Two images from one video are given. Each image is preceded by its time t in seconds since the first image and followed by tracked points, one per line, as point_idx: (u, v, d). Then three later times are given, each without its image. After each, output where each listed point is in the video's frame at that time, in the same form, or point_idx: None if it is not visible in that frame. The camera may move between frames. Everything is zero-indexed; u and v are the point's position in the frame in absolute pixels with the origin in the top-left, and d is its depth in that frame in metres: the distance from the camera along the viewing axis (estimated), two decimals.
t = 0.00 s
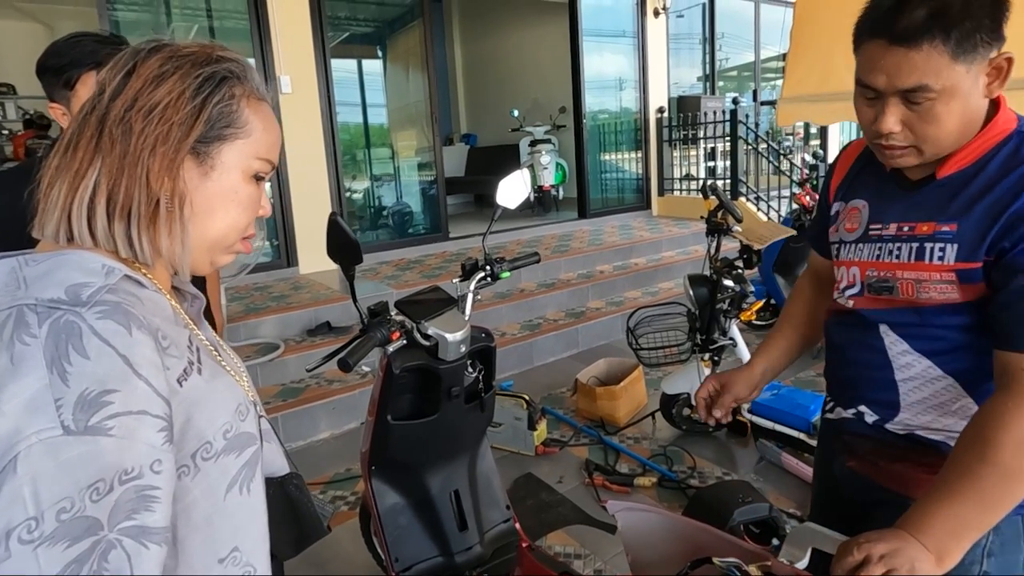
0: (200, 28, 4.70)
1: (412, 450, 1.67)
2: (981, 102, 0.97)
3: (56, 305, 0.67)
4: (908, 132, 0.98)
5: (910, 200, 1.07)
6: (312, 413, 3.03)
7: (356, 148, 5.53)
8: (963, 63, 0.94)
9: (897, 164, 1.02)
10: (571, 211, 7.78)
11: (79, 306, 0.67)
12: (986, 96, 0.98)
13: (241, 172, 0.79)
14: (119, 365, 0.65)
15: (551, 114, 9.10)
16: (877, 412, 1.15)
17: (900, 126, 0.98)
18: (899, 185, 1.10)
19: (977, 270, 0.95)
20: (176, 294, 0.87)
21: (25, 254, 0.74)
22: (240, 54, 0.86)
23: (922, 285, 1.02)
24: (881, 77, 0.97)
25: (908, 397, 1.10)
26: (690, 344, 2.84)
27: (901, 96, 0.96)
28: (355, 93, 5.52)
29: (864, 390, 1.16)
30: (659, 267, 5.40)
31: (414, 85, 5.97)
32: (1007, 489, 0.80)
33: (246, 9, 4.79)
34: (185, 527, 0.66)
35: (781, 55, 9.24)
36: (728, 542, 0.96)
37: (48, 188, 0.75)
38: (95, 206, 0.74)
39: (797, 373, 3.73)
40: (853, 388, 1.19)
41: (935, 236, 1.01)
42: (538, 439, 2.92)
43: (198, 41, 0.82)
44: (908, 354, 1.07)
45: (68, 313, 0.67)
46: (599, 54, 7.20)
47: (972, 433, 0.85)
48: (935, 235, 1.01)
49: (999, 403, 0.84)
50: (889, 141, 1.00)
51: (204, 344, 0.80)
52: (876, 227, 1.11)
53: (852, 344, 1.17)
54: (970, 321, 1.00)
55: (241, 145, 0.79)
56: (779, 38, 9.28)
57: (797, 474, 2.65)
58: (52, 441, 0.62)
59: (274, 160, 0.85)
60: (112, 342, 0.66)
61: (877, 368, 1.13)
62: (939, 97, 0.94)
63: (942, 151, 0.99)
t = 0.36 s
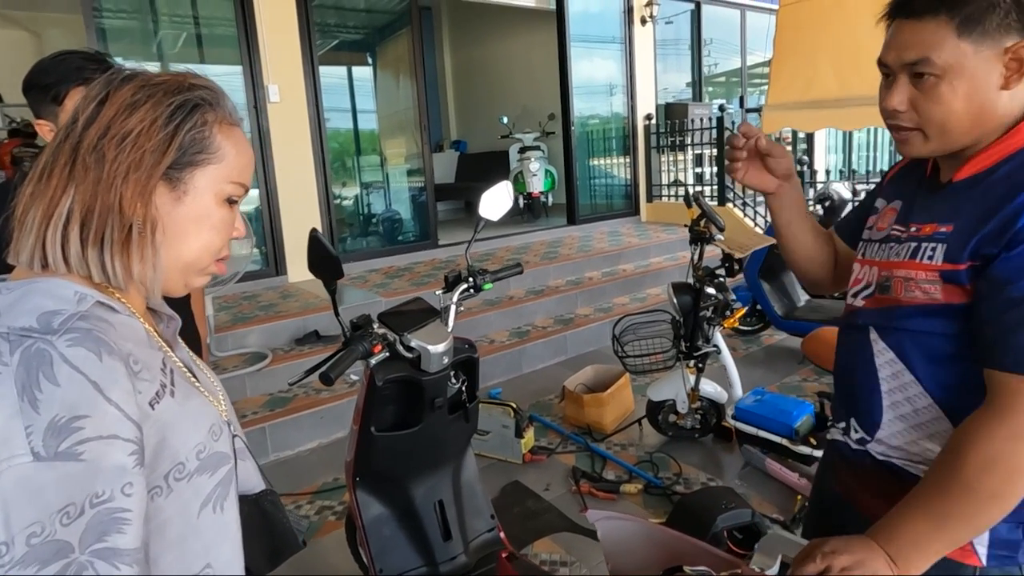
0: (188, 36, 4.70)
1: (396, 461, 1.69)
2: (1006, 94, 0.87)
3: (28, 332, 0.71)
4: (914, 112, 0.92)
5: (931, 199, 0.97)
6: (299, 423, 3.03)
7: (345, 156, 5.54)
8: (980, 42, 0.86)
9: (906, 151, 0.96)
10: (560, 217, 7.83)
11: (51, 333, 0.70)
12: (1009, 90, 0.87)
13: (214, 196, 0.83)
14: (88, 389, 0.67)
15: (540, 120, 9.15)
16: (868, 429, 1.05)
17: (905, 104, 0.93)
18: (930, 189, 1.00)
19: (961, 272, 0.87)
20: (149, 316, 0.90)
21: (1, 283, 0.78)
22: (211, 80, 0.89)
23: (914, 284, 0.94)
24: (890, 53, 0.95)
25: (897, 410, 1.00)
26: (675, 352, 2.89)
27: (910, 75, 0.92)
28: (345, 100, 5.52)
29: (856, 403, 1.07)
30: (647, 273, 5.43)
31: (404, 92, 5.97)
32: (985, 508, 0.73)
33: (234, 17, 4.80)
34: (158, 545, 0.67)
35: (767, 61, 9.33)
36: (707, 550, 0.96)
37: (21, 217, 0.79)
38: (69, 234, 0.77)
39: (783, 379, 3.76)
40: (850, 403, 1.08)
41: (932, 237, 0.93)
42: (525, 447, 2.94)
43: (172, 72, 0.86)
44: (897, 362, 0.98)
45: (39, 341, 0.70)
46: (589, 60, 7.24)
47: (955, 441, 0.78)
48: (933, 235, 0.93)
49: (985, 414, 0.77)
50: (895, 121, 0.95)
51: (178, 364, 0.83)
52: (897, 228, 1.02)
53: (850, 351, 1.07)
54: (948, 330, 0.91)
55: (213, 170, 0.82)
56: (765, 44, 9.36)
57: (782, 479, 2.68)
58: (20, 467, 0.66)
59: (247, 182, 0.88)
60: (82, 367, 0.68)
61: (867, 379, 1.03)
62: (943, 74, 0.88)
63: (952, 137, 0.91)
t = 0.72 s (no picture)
0: (182, 41, 4.71)
1: (391, 464, 1.69)
2: None
3: (34, 338, 0.72)
4: (973, 94, 0.82)
5: (993, 198, 0.89)
6: (295, 428, 3.04)
7: (339, 161, 5.55)
8: None
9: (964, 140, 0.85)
10: (555, 222, 7.86)
11: (57, 339, 0.72)
12: None
13: (214, 205, 0.84)
14: (93, 395, 0.68)
15: (534, 125, 9.18)
16: (918, 448, 1.01)
17: (967, 86, 0.83)
18: (991, 187, 0.91)
19: (1019, 281, 0.81)
20: (148, 323, 0.91)
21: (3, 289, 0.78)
22: (211, 90, 0.90)
23: (966, 290, 0.87)
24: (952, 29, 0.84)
25: (947, 432, 0.96)
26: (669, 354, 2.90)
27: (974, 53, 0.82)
28: (340, 105, 5.53)
29: (897, 419, 1.03)
30: (642, 277, 5.45)
31: (398, 97, 5.95)
32: (996, 529, 0.69)
33: (228, 22, 4.82)
34: (160, 550, 0.67)
35: (759, 65, 9.39)
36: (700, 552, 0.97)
37: (24, 223, 0.80)
38: (72, 242, 0.78)
39: (777, 382, 3.78)
40: (894, 419, 1.04)
41: (986, 241, 0.85)
42: (521, 451, 2.95)
43: (173, 81, 0.87)
44: (947, 380, 0.93)
45: (46, 347, 0.71)
46: (584, 64, 7.27)
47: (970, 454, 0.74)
48: (986, 239, 0.85)
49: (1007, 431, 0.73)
50: (955, 105, 0.85)
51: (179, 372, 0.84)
52: (956, 224, 0.93)
53: (892, 362, 1.02)
54: (996, 346, 0.86)
55: (214, 179, 0.83)
56: (757, 49, 9.42)
57: (775, 481, 2.71)
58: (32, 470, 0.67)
59: (246, 191, 0.89)
60: (88, 373, 0.69)
61: (913, 396, 0.99)
62: (1009, 55, 0.78)
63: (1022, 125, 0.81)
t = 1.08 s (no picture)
0: (174, 47, 4.70)
1: (382, 471, 1.68)
2: None
3: (13, 348, 0.71)
4: (981, 87, 0.76)
5: (996, 199, 0.85)
6: (286, 436, 3.02)
7: (333, 166, 5.54)
8: None
9: (971, 137, 0.79)
10: (549, 226, 7.86)
11: (35, 349, 0.71)
12: None
13: (197, 214, 0.84)
14: (72, 405, 0.68)
15: (528, 130, 9.20)
16: (926, 456, 1.00)
17: (974, 79, 0.77)
18: (994, 186, 0.87)
19: (1005, 295, 0.79)
20: (131, 330, 0.90)
21: None
22: (195, 98, 0.90)
23: (957, 301, 0.85)
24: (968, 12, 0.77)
25: (951, 441, 0.94)
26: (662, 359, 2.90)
27: (986, 42, 0.76)
28: (333, 110, 5.53)
29: (908, 427, 1.02)
30: (635, 281, 5.46)
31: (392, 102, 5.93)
32: (977, 541, 0.67)
33: (221, 27, 4.82)
34: (143, 560, 0.66)
35: (752, 69, 9.43)
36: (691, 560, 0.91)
37: (5, 232, 0.79)
38: (51, 252, 0.78)
39: (770, 386, 3.78)
40: (906, 427, 1.03)
41: (974, 250, 0.82)
42: (514, 456, 2.94)
43: (156, 90, 0.87)
44: (945, 392, 0.91)
45: (24, 357, 0.70)
46: (577, 69, 7.30)
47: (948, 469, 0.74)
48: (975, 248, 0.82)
49: (981, 443, 0.73)
50: (961, 96, 0.79)
51: (163, 381, 0.83)
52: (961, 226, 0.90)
53: (901, 369, 1.01)
54: (979, 353, 0.86)
55: (197, 188, 0.83)
56: (750, 53, 9.45)
57: (768, 485, 2.71)
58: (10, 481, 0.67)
59: (230, 200, 0.89)
60: (67, 384, 0.69)
61: (917, 404, 0.97)
62: None
63: None
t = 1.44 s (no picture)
0: (168, 51, 4.69)
1: (378, 477, 1.67)
2: None
3: (7, 356, 0.70)
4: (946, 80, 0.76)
5: (1001, 206, 0.85)
6: (281, 442, 3.00)
7: (327, 171, 5.53)
8: None
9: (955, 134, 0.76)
10: (544, 230, 7.87)
11: (30, 356, 0.70)
12: None
13: (194, 219, 0.83)
14: (67, 414, 0.67)
15: (523, 134, 9.21)
16: (930, 459, 0.99)
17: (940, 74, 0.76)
18: (1000, 193, 0.86)
19: (1015, 304, 0.79)
20: (127, 337, 0.89)
21: None
22: (191, 102, 0.90)
23: (967, 310, 0.85)
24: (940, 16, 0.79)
25: (958, 448, 0.93)
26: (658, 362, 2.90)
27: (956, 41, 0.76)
28: (327, 114, 5.52)
29: (911, 428, 1.02)
30: (631, 285, 5.46)
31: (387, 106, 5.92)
32: (982, 551, 0.66)
33: (214, 32, 4.81)
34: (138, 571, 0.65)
35: (745, 73, 9.47)
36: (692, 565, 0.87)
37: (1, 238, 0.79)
38: (47, 258, 0.77)
39: (766, 389, 3.79)
40: (910, 429, 1.03)
41: (986, 258, 0.82)
42: (510, 461, 2.93)
43: (154, 95, 0.86)
44: (953, 399, 0.91)
45: (18, 364, 0.70)
46: (572, 73, 7.31)
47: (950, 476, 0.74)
48: (987, 256, 0.82)
49: (987, 452, 0.73)
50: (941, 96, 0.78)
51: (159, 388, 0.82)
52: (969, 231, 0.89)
53: (906, 375, 1.01)
54: (990, 362, 0.85)
55: (195, 192, 0.82)
56: (743, 57, 9.49)
57: (765, 488, 2.71)
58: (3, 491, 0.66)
59: (228, 205, 0.88)
60: (61, 391, 0.68)
61: (922, 406, 0.97)
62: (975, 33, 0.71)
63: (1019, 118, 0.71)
